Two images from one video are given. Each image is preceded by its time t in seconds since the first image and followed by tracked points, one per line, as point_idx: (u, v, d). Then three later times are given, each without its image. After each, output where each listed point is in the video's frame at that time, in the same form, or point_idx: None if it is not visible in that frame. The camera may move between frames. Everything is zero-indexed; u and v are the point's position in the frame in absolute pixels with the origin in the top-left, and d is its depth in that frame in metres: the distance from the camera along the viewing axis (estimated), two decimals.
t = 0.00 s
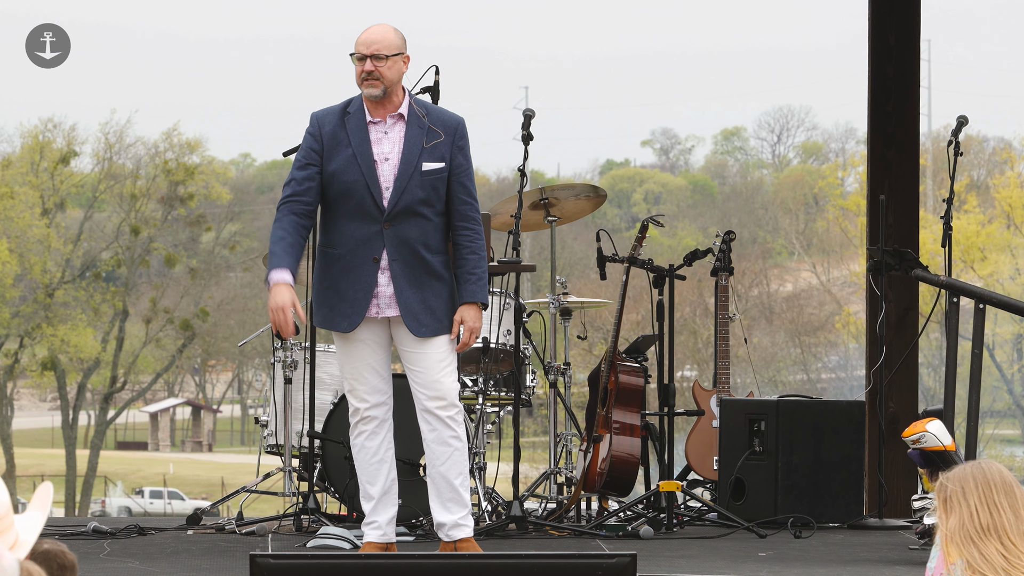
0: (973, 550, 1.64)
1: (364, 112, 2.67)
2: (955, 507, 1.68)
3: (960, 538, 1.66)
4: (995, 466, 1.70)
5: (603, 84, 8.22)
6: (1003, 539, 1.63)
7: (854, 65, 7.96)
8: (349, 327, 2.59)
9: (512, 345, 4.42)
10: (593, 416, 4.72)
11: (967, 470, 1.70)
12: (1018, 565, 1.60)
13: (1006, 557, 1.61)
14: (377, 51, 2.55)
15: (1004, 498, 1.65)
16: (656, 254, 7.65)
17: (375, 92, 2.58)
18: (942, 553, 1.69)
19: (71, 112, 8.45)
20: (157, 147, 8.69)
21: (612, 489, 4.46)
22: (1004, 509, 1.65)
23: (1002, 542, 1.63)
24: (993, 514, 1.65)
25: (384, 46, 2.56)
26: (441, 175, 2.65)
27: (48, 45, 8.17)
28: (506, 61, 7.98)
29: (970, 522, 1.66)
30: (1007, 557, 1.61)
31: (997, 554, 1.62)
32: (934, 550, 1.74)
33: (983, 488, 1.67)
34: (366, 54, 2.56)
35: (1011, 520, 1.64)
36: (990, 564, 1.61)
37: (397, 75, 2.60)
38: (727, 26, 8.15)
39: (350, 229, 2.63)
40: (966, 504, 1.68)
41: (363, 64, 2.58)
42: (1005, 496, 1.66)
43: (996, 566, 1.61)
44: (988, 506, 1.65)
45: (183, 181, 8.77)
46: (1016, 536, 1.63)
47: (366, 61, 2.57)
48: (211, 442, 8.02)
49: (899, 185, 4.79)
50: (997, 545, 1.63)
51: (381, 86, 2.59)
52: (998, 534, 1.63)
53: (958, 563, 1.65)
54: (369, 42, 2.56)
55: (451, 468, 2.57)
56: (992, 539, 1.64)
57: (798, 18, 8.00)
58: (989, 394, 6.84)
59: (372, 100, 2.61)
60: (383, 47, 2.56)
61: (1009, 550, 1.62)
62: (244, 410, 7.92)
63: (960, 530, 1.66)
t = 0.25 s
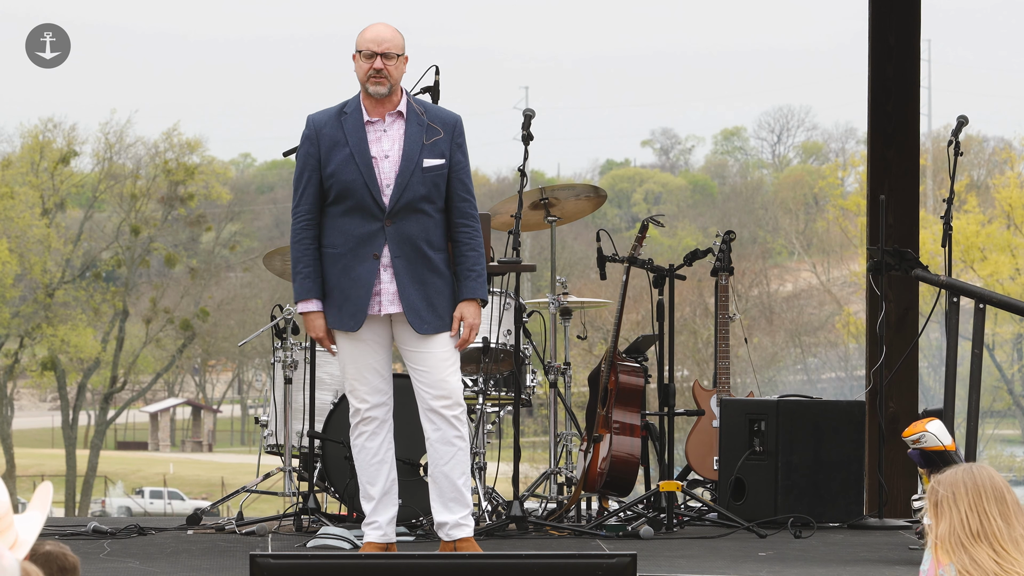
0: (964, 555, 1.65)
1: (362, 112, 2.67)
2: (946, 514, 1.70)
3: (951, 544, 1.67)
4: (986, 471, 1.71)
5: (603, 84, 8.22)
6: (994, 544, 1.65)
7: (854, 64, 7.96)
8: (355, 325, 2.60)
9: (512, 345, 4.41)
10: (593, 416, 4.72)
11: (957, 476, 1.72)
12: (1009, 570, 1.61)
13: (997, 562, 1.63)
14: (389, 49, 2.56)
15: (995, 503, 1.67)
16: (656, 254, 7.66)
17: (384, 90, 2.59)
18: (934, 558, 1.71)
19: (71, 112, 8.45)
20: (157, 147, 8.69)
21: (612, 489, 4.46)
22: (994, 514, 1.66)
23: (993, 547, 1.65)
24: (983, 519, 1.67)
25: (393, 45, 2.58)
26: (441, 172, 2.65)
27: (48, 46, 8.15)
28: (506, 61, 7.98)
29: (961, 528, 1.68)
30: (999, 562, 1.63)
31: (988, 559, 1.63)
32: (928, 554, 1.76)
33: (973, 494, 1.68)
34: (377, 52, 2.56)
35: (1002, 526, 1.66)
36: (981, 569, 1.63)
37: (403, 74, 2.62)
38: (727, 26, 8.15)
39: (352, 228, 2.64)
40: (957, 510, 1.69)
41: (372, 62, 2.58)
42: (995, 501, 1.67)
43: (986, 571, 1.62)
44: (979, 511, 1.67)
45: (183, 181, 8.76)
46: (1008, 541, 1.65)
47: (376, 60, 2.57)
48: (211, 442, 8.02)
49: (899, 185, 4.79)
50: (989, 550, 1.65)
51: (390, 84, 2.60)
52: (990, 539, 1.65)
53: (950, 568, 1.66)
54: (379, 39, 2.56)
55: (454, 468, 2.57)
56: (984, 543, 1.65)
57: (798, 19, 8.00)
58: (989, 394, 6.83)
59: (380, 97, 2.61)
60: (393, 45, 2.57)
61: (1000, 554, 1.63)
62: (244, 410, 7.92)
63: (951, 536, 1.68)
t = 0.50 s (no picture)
0: (962, 555, 1.66)
1: (362, 113, 2.68)
2: (943, 515, 1.70)
3: (949, 544, 1.68)
4: (984, 471, 1.71)
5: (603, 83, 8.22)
6: (992, 545, 1.65)
7: (853, 64, 7.96)
8: (354, 325, 2.59)
9: (512, 344, 4.42)
10: (593, 415, 4.72)
11: (955, 477, 1.72)
12: (1005, 570, 1.62)
13: (994, 562, 1.63)
14: (397, 47, 2.59)
15: (992, 503, 1.67)
16: (656, 254, 7.66)
17: (395, 88, 2.60)
18: (932, 557, 1.72)
19: (71, 112, 8.45)
20: (157, 147, 8.69)
21: (612, 489, 4.46)
22: (992, 515, 1.66)
23: (991, 547, 1.65)
24: (981, 520, 1.66)
25: (397, 43, 2.61)
26: (440, 171, 2.65)
27: (48, 46, 8.16)
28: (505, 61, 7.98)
29: (958, 528, 1.68)
30: (996, 562, 1.63)
31: (986, 559, 1.63)
32: (928, 555, 1.77)
33: (970, 495, 1.68)
34: (386, 50, 2.58)
35: (999, 526, 1.66)
36: (978, 569, 1.63)
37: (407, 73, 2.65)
38: (727, 26, 8.16)
39: (351, 228, 2.64)
40: (954, 510, 1.70)
41: (380, 62, 2.59)
42: (993, 502, 1.67)
43: (983, 571, 1.63)
44: (976, 512, 1.67)
45: (183, 181, 8.76)
46: (1005, 541, 1.64)
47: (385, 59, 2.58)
48: (211, 442, 8.02)
49: (899, 185, 4.79)
50: (986, 550, 1.65)
51: (397, 82, 2.62)
52: (987, 540, 1.65)
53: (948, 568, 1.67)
54: (385, 39, 2.58)
55: (451, 469, 2.56)
56: (981, 544, 1.65)
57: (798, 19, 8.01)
58: (989, 394, 6.84)
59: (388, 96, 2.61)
60: (399, 44, 2.60)
61: (997, 555, 1.63)
62: (244, 410, 7.92)
63: (949, 537, 1.68)
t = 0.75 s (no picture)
0: (963, 555, 1.66)
1: (363, 110, 2.67)
2: (945, 515, 1.70)
3: (950, 544, 1.68)
4: (984, 471, 1.71)
5: (603, 84, 8.23)
6: (993, 544, 1.64)
7: (853, 64, 7.97)
8: (360, 323, 2.60)
9: (512, 344, 4.42)
10: (593, 415, 4.72)
11: (956, 477, 1.72)
12: (1006, 569, 1.62)
13: (995, 561, 1.63)
14: (400, 48, 2.59)
15: (993, 503, 1.67)
16: (656, 254, 7.66)
17: (397, 89, 2.59)
18: (933, 557, 1.72)
19: (71, 112, 8.45)
20: (157, 147, 8.69)
21: (612, 489, 4.46)
22: (993, 515, 1.66)
23: (992, 547, 1.65)
24: (982, 520, 1.66)
25: (399, 44, 2.61)
26: (441, 168, 2.65)
27: (48, 45, 8.17)
28: (505, 61, 7.97)
29: (959, 527, 1.68)
30: (997, 562, 1.63)
31: (987, 559, 1.63)
32: (928, 554, 1.77)
33: (971, 495, 1.68)
34: (390, 51, 2.57)
35: (1001, 526, 1.65)
36: (979, 569, 1.63)
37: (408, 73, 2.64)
38: (726, 26, 8.16)
39: (353, 226, 2.64)
40: (955, 510, 1.70)
41: (383, 62, 2.58)
42: (994, 502, 1.67)
43: (985, 571, 1.63)
44: (977, 512, 1.67)
45: (183, 181, 8.75)
46: (1006, 540, 1.64)
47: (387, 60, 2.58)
48: (211, 442, 8.02)
49: (899, 185, 4.79)
50: (987, 549, 1.64)
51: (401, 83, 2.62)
52: (988, 539, 1.65)
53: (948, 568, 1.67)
54: (387, 39, 2.58)
55: (450, 469, 2.56)
56: (982, 543, 1.65)
57: (798, 19, 8.01)
58: (989, 394, 6.84)
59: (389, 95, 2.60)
60: (401, 45, 2.60)
61: (998, 554, 1.63)
62: (244, 410, 7.91)
63: (950, 536, 1.68)
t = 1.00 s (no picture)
0: (964, 555, 1.66)
1: (362, 111, 2.67)
2: (946, 514, 1.70)
3: (951, 544, 1.68)
4: (986, 471, 1.71)
5: (603, 84, 8.23)
6: (994, 544, 1.65)
7: (853, 65, 7.97)
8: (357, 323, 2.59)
9: (512, 344, 4.42)
10: (593, 415, 4.72)
11: (958, 477, 1.72)
12: (1008, 569, 1.62)
13: (998, 561, 1.63)
14: (399, 45, 2.60)
15: (994, 503, 1.67)
16: (656, 254, 7.66)
17: (396, 86, 2.60)
18: (934, 557, 1.72)
19: (71, 112, 8.45)
20: (157, 147, 8.69)
21: (612, 489, 4.46)
22: (996, 515, 1.66)
23: (993, 546, 1.65)
24: (984, 520, 1.66)
25: (398, 41, 2.62)
26: (441, 169, 2.65)
27: (48, 45, 8.17)
28: (505, 61, 7.97)
29: (961, 527, 1.68)
30: (999, 562, 1.63)
31: (988, 559, 1.63)
32: (929, 553, 1.77)
33: (973, 495, 1.68)
34: (390, 48, 2.58)
35: (1003, 525, 1.66)
36: (980, 569, 1.63)
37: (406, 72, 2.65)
38: (727, 26, 8.16)
39: (352, 226, 2.64)
40: (956, 510, 1.70)
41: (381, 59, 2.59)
42: (995, 502, 1.67)
43: (986, 571, 1.63)
44: (979, 512, 1.67)
45: (183, 181, 8.75)
46: (1007, 540, 1.65)
47: (384, 56, 2.58)
48: (211, 442, 8.02)
49: (899, 185, 4.79)
50: (988, 549, 1.65)
51: (400, 80, 2.62)
52: (989, 539, 1.65)
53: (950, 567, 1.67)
54: (385, 36, 2.59)
55: (450, 469, 2.56)
56: (983, 543, 1.65)
57: (798, 19, 8.01)
58: (989, 394, 6.83)
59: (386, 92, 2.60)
60: (399, 42, 2.60)
61: (1000, 554, 1.63)
62: (244, 410, 7.91)
63: (951, 536, 1.68)
